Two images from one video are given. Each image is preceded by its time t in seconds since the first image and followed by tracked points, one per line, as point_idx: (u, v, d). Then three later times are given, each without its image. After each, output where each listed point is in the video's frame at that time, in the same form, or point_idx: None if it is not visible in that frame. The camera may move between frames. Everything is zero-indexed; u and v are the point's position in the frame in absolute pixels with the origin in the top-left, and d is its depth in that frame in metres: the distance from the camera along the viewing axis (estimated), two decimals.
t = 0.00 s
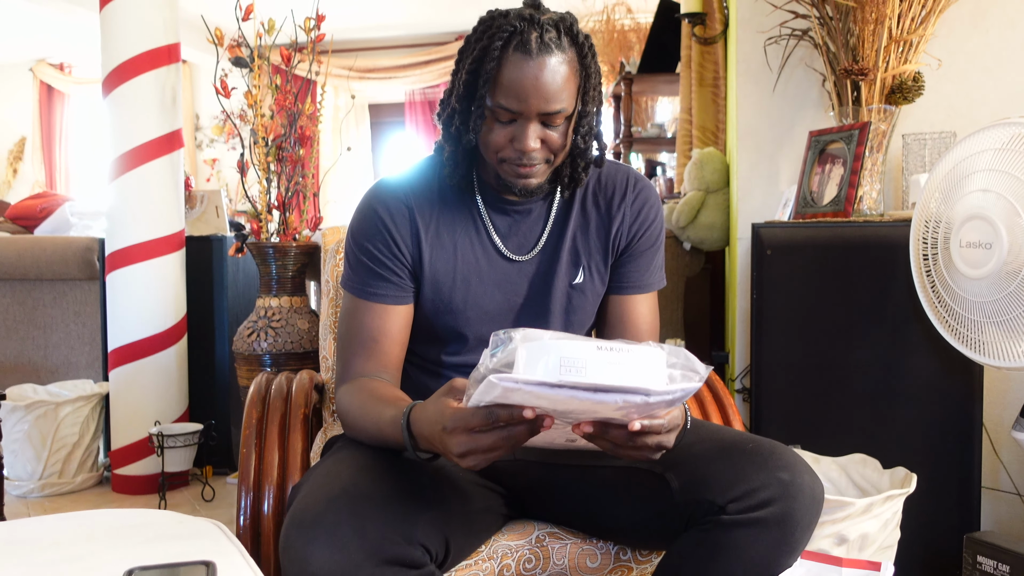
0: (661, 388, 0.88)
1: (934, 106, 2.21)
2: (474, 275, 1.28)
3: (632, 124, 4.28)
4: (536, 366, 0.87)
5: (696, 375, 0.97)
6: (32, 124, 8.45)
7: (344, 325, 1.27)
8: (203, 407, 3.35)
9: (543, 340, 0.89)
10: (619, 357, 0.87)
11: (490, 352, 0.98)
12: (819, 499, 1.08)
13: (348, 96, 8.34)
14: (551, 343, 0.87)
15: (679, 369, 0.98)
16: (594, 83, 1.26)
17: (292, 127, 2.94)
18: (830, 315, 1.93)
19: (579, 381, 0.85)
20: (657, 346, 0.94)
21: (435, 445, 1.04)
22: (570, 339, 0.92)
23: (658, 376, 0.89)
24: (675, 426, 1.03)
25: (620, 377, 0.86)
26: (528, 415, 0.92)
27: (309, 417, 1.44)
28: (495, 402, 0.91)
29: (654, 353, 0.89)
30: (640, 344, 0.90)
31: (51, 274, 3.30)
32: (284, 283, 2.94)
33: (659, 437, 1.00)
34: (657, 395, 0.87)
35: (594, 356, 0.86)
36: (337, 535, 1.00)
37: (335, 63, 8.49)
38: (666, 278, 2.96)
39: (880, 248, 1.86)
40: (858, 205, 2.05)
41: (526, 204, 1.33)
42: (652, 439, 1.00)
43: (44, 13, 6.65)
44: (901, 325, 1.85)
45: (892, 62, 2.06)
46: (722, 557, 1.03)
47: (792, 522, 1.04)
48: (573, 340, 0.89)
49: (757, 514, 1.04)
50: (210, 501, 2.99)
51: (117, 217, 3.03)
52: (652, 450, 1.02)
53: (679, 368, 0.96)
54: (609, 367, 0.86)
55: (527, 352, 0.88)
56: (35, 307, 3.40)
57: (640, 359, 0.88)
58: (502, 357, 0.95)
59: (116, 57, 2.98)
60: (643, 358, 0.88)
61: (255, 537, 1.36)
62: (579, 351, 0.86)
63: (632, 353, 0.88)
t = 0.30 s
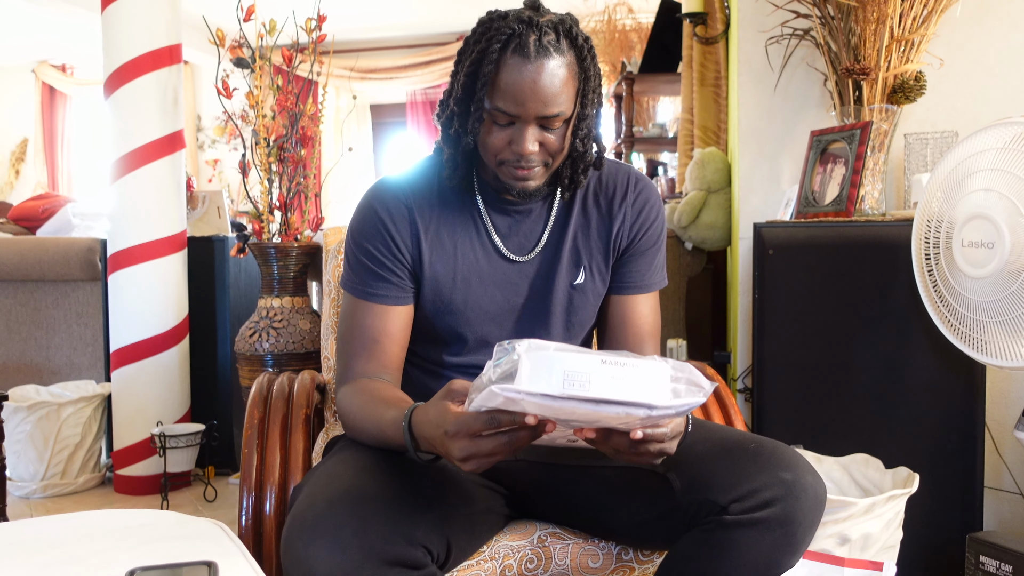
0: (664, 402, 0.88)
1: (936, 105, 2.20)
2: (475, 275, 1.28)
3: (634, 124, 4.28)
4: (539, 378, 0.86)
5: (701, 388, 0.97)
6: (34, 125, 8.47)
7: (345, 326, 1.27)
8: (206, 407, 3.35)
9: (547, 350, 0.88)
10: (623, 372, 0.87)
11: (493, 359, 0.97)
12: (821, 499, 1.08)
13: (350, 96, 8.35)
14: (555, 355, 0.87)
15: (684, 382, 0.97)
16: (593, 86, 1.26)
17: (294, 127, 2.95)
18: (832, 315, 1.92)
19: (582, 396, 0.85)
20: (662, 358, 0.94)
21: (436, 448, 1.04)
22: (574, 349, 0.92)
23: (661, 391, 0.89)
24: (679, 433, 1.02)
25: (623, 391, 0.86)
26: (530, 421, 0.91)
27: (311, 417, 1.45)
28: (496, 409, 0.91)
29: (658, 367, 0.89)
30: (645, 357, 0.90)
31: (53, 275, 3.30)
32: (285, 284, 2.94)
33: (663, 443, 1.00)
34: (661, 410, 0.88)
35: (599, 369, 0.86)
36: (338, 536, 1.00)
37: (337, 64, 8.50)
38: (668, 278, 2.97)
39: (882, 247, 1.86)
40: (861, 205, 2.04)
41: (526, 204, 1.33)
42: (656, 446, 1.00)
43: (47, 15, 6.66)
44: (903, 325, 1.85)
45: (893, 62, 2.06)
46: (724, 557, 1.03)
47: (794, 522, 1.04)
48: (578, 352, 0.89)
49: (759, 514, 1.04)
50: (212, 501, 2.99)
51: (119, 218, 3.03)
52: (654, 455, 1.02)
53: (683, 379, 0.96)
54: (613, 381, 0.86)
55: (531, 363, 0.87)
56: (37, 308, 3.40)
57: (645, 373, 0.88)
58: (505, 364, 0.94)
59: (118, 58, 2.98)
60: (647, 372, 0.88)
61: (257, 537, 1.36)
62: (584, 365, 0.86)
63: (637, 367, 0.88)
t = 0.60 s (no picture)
0: (668, 414, 0.88)
1: (940, 106, 2.20)
2: (477, 276, 1.28)
3: (637, 125, 4.28)
4: (543, 395, 0.87)
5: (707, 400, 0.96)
6: (38, 125, 8.48)
7: (347, 327, 1.27)
8: (208, 407, 3.36)
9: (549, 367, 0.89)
10: (626, 384, 0.87)
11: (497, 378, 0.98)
12: (824, 500, 1.08)
13: (353, 96, 8.36)
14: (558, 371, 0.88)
15: (691, 394, 0.97)
16: (597, 86, 1.25)
17: (297, 127, 2.96)
18: (835, 316, 1.91)
19: (587, 410, 0.85)
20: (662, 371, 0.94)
21: (437, 450, 1.04)
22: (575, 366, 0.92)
23: (665, 402, 0.89)
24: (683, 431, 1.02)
25: (628, 405, 0.86)
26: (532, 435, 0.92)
27: (313, 417, 1.45)
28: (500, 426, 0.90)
29: (660, 379, 0.90)
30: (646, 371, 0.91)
31: (57, 274, 3.31)
32: (288, 283, 2.95)
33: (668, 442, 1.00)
34: (664, 420, 0.88)
35: (602, 383, 0.87)
36: (341, 536, 1.00)
37: (340, 64, 8.51)
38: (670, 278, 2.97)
39: (884, 248, 1.87)
40: (864, 205, 2.04)
41: (529, 205, 1.33)
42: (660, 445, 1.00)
43: (51, 14, 6.67)
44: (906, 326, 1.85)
45: (897, 62, 2.07)
46: (726, 557, 1.03)
47: (797, 523, 1.04)
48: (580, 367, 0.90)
49: (762, 515, 1.04)
50: (215, 501, 2.99)
51: (122, 218, 3.04)
52: (658, 453, 1.02)
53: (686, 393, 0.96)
54: (617, 395, 0.86)
55: (535, 380, 0.88)
56: (41, 307, 3.41)
57: (648, 385, 0.88)
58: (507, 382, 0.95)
59: (122, 58, 2.99)
60: (650, 385, 0.88)
61: (259, 536, 1.36)
62: (588, 379, 0.87)
63: (640, 379, 0.88)
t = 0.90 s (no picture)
0: (673, 400, 1.03)
1: (943, 107, 2.19)
2: (484, 278, 1.28)
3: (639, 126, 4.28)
4: (573, 433, 0.94)
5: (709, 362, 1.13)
6: (41, 126, 8.51)
7: (351, 328, 1.27)
8: (211, 408, 3.36)
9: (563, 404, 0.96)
10: (634, 394, 0.99)
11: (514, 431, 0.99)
12: (826, 501, 1.08)
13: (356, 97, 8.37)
14: (575, 405, 0.96)
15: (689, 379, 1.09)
16: (609, 92, 1.26)
17: (300, 129, 2.97)
18: (838, 318, 1.91)
19: (618, 431, 0.95)
20: (642, 366, 1.07)
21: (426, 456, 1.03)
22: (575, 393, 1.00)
23: (668, 390, 1.03)
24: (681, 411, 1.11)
25: (645, 408, 0.99)
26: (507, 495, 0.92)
27: (316, 418, 1.46)
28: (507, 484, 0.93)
29: (653, 376, 1.03)
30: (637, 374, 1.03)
31: (60, 274, 3.32)
32: (291, 284, 2.95)
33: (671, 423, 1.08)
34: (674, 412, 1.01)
35: (617, 401, 0.97)
36: (344, 538, 1.00)
37: (343, 65, 8.52)
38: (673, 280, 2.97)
39: (888, 250, 1.86)
40: (866, 207, 2.05)
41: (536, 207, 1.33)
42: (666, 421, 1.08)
43: (54, 14, 6.69)
44: (909, 327, 1.85)
45: (900, 63, 2.06)
46: (729, 558, 1.03)
47: (799, 524, 1.04)
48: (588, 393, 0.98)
49: (764, 516, 1.04)
50: (217, 501, 3.00)
51: (125, 218, 3.04)
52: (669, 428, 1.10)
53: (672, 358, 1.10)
54: (633, 407, 0.98)
55: (560, 422, 0.94)
56: (44, 308, 3.42)
57: (649, 386, 1.01)
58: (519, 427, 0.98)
59: (126, 59, 2.99)
60: (650, 386, 1.01)
61: (262, 537, 1.36)
62: (603, 402, 0.97)
63: (641, 385, 1.01)
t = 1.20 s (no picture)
0: (638, 370, 1.11)
1: (944, 111, 2.19)
2: (490, 282, 1.28)
3: (641, 130, 4.29)
4: (567, 433, 1.00)
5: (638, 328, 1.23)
6: (44, 128, 8.51)
7: (356, 329, 1.27)
8: (213, 410, 3.36)
9: (551, 407, 1.02)
10: (607, 376, 1.06)
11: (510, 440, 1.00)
12: (829, 506, 1.08)
13: (358, 101, 8.39)
14: (561, 403, 1.02)
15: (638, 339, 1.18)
16: (620, 98, 1.27)
17: (302, 132, 2.97)
18: (841, 322, 1.91)
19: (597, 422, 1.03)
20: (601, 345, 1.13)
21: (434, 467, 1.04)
22: (553, 390, 1.05)
23: (633, 359, 1.11)
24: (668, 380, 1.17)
25: (616, 386, 1.07)
26: (522, 484, 0.92)
27: (318, 421, 1.45)
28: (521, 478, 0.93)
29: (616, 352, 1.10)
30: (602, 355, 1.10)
31: (62, 277, 3.32)
32: (293, 287, 2.95)
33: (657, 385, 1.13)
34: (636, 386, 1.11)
35: (595, 389, 1.04)
36: (345, 542, 1.00)
37: (345, 68, 8.54)
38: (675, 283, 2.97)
39: (892, 254, 1.86)
40: (868, 211, 2.05)
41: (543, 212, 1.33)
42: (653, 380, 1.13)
43: (58, 18, 6.71)
44: (911, 332, 1.85)
45: (902, 68, 2.07)
46: (731, 563, 1.03)
47: (802, 529, 1.04)
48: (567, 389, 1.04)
49: (767, 521, 1.04)
50: (218, 504, 3.00)
51: (128, 221, 3.05)
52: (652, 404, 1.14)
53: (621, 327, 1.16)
54: (607, 388, 1.05)
55: (549, 426, 1.00)
56: (46, 310, 3.42)
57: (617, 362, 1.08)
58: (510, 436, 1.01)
59: (129, 63, 3.00)
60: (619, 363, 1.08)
61: (263, 541, 1.35)
62: (582, 394, 1.03)
63: (609, 364, 1.08)
